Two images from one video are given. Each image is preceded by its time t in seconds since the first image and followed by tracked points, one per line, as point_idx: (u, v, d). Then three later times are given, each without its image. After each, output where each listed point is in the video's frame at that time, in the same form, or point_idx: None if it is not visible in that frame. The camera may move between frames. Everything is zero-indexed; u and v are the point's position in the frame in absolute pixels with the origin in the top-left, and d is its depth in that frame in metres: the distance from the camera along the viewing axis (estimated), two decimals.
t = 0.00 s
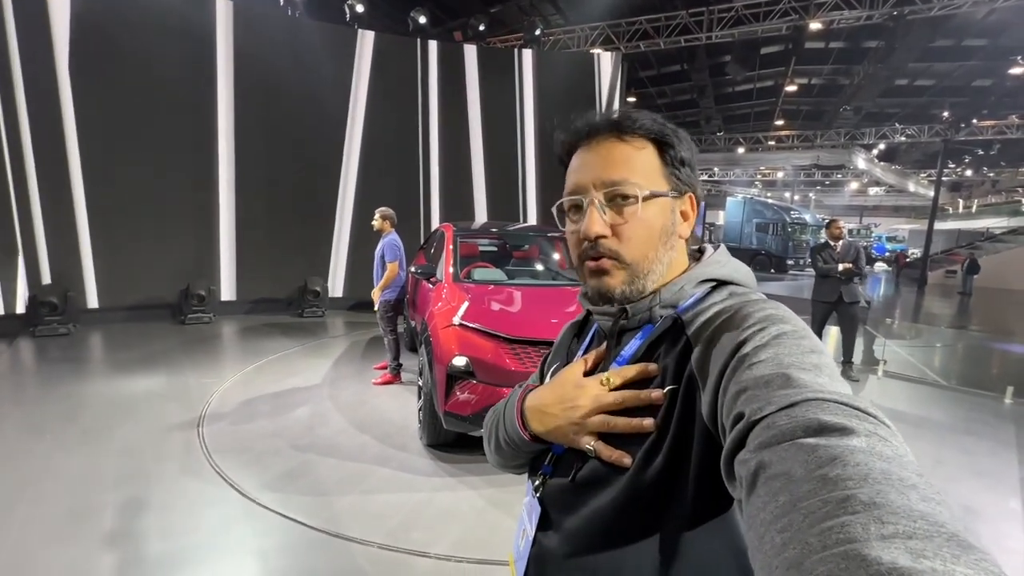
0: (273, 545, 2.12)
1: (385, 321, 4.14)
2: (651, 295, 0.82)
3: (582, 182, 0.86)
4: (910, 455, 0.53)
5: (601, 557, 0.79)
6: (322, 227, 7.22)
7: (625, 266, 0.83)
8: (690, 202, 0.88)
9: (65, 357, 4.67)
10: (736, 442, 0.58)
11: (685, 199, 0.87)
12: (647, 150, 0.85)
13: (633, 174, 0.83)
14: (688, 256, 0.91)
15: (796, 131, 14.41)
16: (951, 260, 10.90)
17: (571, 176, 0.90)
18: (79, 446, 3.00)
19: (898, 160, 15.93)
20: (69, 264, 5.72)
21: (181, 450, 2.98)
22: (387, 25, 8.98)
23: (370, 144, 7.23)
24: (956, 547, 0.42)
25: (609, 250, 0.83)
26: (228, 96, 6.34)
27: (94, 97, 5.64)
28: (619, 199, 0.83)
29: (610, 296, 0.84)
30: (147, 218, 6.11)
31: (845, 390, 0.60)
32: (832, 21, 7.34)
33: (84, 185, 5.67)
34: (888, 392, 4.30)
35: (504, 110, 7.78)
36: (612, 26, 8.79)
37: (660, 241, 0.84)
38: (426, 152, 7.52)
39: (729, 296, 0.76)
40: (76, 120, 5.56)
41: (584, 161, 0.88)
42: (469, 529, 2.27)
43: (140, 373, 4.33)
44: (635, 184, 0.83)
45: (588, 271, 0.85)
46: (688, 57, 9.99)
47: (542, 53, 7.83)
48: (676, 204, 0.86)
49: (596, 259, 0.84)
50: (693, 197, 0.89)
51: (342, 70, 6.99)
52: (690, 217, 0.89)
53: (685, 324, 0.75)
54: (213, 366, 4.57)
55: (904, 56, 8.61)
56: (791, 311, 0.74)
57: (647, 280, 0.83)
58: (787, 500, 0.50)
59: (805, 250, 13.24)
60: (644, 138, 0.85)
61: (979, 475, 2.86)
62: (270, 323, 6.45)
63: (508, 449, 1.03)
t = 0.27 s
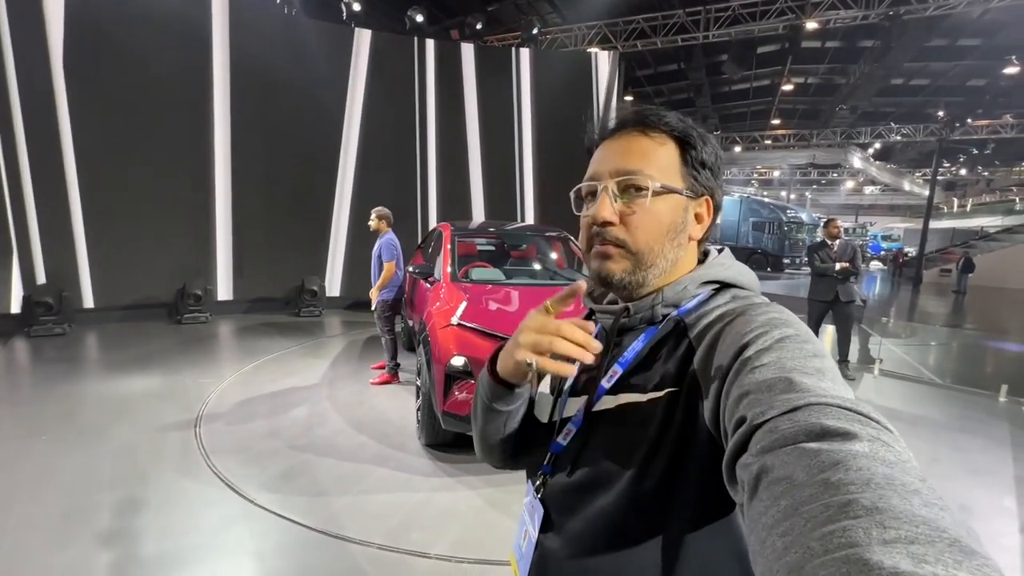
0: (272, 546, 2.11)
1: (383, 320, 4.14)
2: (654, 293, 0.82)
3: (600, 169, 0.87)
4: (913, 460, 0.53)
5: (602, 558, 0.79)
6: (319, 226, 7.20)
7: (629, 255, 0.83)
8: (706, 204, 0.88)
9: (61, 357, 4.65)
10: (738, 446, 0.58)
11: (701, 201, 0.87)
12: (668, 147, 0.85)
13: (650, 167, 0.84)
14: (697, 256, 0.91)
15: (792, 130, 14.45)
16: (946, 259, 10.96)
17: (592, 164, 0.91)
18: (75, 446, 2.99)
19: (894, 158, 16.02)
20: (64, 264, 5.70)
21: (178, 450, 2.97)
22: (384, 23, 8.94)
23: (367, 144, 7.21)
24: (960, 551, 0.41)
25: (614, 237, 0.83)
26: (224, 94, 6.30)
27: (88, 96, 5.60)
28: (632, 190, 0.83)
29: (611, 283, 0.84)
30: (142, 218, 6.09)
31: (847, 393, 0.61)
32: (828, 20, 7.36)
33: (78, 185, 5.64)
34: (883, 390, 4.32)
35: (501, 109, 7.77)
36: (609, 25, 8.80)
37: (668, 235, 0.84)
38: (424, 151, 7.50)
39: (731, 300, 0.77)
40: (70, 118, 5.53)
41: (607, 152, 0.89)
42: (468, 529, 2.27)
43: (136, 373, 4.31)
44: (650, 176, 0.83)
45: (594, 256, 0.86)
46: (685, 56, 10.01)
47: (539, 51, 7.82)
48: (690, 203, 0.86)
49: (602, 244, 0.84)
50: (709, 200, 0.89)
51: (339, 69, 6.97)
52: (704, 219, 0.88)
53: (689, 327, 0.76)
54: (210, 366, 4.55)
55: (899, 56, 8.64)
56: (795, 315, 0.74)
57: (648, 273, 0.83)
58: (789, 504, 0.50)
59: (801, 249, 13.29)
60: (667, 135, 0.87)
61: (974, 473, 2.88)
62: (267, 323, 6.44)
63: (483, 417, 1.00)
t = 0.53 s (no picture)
0: (269, 546, 2.11)
1: (381, 319, 4.14)
2: (653, 293, 0.82)
3: (596, 174, 0.87)
4: (912, 461, 0.53)
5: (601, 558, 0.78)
6: (316, 226, 7.18)
7: (628, 261, 0.83)
8: (703, 204, 0.89)
9: (56, 358, 4.63)
10: (738, 445, 0.58)
11: (697, 201, 0.87)
12: (663, 148, 0.85)
13: (646, 170, 0.84)
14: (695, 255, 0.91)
15: (789, 130, 14.49)
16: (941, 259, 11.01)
17: (587, 168, 0.90)
18: (71, 447, 2.97)
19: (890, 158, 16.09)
20: (59, 264, 5.67)
21: (174, 450, 2.96)
22: (381, 23, 8.93)
23: (364, 143, 7.19)
24: (959, 552, 0.41)
25: (614, 244, 0.83)
26: (220, 93, 6.27)
27: (83, 94, 5.57)
28: (628, 195, 0.83)
29: (612, 289, 0.84)
30: (137, 218, 6.07)
31: (846, 394, 0.61)
32: (825, 21, 7.38)
33: (73, 184, 5.61)
34: (880, 389, 4.34)
35: (498, 108, 7.77)
36: (606, 25, 8.83)
37: (667, 238, 0.84)
38: (422, 150, 7.49)
39: (731, 299, 0.77)
40: (65, 117, 5.49)
41: (602, 155, 0.88)
42: (465, 529, 2.27)
43: (132, 373, 4.29)
44: (647, 180, 0.83)
45: (594, 264, 0.86)
46: (682, 56, 10.01)
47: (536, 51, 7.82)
48: (687, 204, 0.86)
49: (601, 252, 0.85)
50: (706, 199, 0.89)
51: (336, 68, 6.95)
52: (701, 218, 0.89)
53: (687, 326, 0.76)
54: (206, 366, 4.53)
55: (895, 56, 8.67)
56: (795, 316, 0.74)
57: (649, 278, 0.83)
58: (788, 503, 0.50)
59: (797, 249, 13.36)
60: (661, 135, 0.86)
61: (969, 471, 2.89)
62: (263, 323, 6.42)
63: (481, 419, 1.00)
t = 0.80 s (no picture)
0: (270, 544, 2.11)
1: (380, 317, 4.14)
2: (648, 286, 0.84)
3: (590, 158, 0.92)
4: (911, 452, 0.54)
5: (603, 555, 0.79)
6: (315, 225, 7.18)
7: (600, 247, 0.87)
8: (698, 203, 0.84)
9: (56, 357, 4.63)
10: (737, 439, 0.59)
11: (689, 197, 0.84)
12: (657, 139, 0.85)
13: (626, 158, 0.85)
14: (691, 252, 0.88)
15: (788, 130, 14.50)
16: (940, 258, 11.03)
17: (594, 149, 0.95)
18: (71, 446, 2.97)
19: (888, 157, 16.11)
20: (58, 263, 5.66)
21: (175, 449, 2.96)
22: (381, 22, 8.92)
23: (363, 142, 7.19)
24: (962, 543, 0.43)
25: (588, 228, 0.88)
26: (220, 92, 6.27)
27: (82, 94, 5.56)
28: (607, 181, 0.86)
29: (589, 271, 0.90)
30: (136, 217, 6.06)
31: (845, 386, 0.61)
32: (823, 20, 7.39)
33: (72, 184, 5.61)
34: (878, 387, 4.35)
35: (498, 107, 7.78)
36: (605, 24, 8.84)
37: (644, 230, 0.85)
38: (422, 150, 7.49)
39: (727, 292, 0.77)
40: (63, 117, 5.49)
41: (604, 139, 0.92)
42: (466, 527, 2.28)
43: (132, 373, 4.29)
44: (625, 168, 0.85)
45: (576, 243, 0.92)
46: (681, 55, 10.02)
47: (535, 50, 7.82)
48: (674, 201, 0.84)
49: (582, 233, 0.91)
50: (705, 198, 0.84)
51: (334, 67, 6.94)
52: (696, 217, 0.85)
53: (685, 320, 0.76)
54: (206, 366, 4.53)
55: (893, 55, 8.68)
56: (790, 309, 0.74)
57: (621, 265, 0.86)
58: (789, 497, 0.51)
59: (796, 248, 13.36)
60: (661, 127, 0.86)
61: (968, 468, 2.90)
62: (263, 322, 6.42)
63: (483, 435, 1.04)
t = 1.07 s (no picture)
0: (268, 545, 2.11)
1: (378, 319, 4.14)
2: (657, 283, 0.85)
3: (616, 153, 0.89)
4: (913, 462, 0.54)
5: (603, 550, 0.80)
6: (312, 226, 7.17)
7: (617, 247, 0.86)
8: (721, 209, 0.83)
9: (52, 359, 4.61)
10: (737, 441, 0.59)
11: (713, 203, 0.82)
12: (687, 139, 0.82)
13: (655, 156, 0.83)
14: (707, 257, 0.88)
15: (783, 132, 14.59)
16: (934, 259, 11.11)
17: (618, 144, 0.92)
18: (67, 448, 2.96)
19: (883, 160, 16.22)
20: (53, 265, 5.64)
21: (172, 451, 2.96)
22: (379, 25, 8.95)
23: (361, 144, 7.20)
24: (959, 557, 0.43)
25: (608, 225, 0.87)
26: (217, 94, 6.27)
27: (78, 96, 5.55)
28: (633, 180, 0.84)
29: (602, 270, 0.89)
30: (133, 219, 6.05)
31: (848, 393, 0.61)
32: (818, 24, 7.45)
33: (68, 185, 5.59)
34: (874, 388, 4.37)
35: (495, 109, 7.80)
36: (602, 27, 8.89)
37: (664, 234, 0.84)
38: (419, 151, 7.50)
39: (736, 294, 0.77)
40: (60, 118, 5.47)
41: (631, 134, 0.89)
42: (464, 528, 2.28)
43: (128, 375, 4.28)
44: (653, 168, 0.83)
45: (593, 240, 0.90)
46: (677, 58, 10.08)
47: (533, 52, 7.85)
48: (698, 206, 0.82)
49: (600, 230, 0.89)
50: (727, 206, 0.83)
51: (332, 69, 6.96)
52: (716, 223, 0.84)
53: (692, 319, 0.77)
54: (203, 367, 4.52)
55: (887, 59, 8.76)
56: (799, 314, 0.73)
57: (638, 267, 0.85)
58: (786, 501, 0.52)
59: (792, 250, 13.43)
60: (693, 127, 0.83)
61: (964, 468, 2.92)
62: (260, 324, 6.41)
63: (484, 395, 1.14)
